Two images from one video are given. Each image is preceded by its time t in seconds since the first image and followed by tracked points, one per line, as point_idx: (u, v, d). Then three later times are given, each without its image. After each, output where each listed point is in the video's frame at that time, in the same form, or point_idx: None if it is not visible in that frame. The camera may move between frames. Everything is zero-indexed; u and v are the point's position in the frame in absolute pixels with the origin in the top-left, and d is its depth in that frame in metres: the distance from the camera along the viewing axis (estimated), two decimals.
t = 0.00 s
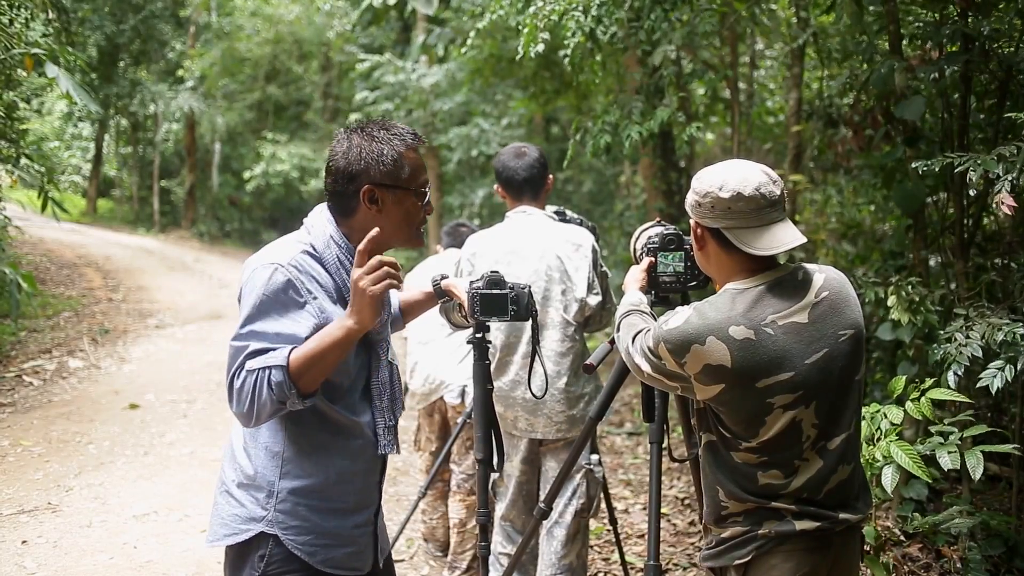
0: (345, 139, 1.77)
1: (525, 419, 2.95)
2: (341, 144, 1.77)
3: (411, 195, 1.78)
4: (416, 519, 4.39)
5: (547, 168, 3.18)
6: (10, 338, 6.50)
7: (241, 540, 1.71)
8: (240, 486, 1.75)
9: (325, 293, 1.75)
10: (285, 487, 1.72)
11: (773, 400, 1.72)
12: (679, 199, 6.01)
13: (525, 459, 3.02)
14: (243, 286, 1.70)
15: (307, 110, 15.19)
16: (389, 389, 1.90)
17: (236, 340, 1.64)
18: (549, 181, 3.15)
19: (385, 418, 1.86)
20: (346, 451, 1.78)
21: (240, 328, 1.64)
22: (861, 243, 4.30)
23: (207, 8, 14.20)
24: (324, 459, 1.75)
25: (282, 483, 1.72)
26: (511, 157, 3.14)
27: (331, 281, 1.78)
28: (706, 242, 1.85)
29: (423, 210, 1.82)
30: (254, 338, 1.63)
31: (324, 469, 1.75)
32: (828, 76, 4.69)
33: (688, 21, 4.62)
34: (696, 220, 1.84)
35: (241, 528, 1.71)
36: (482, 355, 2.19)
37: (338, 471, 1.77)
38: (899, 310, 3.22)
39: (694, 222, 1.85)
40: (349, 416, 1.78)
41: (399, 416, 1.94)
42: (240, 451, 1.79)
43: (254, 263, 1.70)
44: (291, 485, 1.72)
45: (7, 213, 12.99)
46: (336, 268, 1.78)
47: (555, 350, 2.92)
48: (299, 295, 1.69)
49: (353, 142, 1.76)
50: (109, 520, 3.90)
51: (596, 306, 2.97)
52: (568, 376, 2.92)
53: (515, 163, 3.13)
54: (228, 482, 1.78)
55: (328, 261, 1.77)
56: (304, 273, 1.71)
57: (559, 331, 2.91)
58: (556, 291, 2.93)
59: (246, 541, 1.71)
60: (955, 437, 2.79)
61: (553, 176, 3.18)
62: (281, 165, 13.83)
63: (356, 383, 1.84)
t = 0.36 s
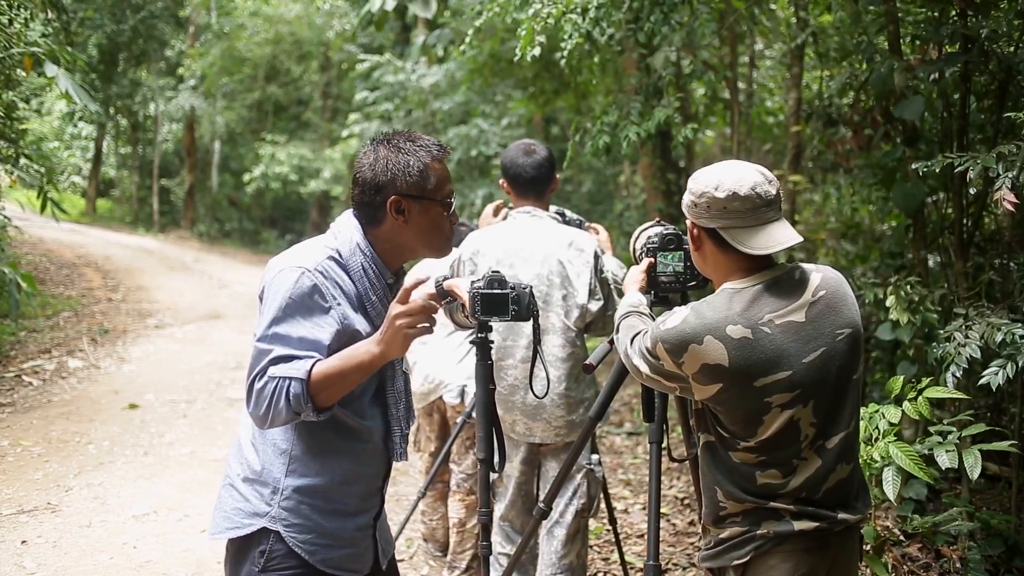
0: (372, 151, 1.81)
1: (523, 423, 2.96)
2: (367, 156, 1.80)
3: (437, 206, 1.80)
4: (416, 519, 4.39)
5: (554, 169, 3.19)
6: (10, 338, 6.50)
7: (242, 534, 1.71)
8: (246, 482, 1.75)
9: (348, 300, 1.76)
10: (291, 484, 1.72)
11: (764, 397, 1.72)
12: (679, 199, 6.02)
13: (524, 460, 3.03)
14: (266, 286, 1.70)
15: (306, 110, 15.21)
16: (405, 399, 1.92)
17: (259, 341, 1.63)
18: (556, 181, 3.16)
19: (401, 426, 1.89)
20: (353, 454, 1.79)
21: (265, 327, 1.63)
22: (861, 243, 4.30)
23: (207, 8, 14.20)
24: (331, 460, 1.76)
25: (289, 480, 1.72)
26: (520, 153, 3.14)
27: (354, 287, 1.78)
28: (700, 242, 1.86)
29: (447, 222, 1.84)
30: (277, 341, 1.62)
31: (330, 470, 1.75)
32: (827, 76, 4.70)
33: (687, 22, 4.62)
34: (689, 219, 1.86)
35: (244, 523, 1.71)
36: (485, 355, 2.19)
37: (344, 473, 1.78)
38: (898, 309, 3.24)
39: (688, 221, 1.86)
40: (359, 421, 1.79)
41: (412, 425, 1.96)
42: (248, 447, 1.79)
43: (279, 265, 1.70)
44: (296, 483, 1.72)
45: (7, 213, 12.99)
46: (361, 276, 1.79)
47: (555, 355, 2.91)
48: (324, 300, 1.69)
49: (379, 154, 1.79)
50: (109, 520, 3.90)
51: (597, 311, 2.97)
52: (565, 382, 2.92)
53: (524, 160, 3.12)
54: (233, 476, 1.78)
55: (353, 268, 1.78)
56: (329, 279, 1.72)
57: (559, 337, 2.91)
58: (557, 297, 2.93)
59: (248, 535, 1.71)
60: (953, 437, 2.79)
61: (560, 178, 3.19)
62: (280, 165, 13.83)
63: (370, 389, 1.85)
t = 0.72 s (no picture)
0: (384, 156, 1.81)
1: (521, 424, 2.97)
2: (380, 160, 1.80)
3: (448, 211, 1.81)
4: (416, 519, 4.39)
5: (555, 168, 3.17)
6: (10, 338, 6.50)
7: (246, 532, 1.71)
8: (251, 480, 1.75)
9: (358, 304, 1.75)
10: (296, 484, 1.72)
11: (761, 398, 1.72)
12: (679, 198, 6.03)
13: (524, 461, 3.03)
14: (277, 287, 1.70)
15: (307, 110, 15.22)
16: (412, 402, 1.92)
17: (269, 342, 1.63)
18: (558, 180, 3.15)
19: (407, 429, 1.90)
20: (358, 456, 1.79)
21: (275, 329, 1.63)
22: (861, 243, 4.30)
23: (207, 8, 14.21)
24: (336, 461, 1.76)
25: (293, 480, 1.72)
26: (521, 151, 3.12)
27: (364, 291, 1.77)
28: (705, 238, 1.84)
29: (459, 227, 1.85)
30: (286, 344, 1.62)
31: (334, 470, 1.75)
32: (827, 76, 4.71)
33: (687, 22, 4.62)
34: (696, 214, 1.83)
35: (249, 521, 1.71)
36: (490, 355, 2.19)
37: (349, 474, 1.77)
38: (899, 312, 3.26)
39: (694, 215, 1.83)
40: (364, 423, 1.79)
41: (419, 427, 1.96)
42: (254, 446, 1.79)
43: (291, 268, 1.70)
44: (301, 484, 1.72)
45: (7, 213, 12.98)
46: (371, 280, 1.78)
47: (554, 356, 2.91)
48: (335, 304, 1.69)
49: (392, 158, 1.80)
50: (109, 520, 3.90)
51: (595, 314, 2.95)
52: (563, 383, 2.92)
53: (525, 158, 3.11)
54: (238, 475, 1.78)
55: (363, 272, 1.77)
56: (340, 283, 1.71)
57: (558, 338, 2.90)
58: (556, 298, 2.93)
59: (251, 534, 1.71)
60: (954, 437, 2.79)
61: (560, 177, 3.17)
62: (280, 165, 13.83)
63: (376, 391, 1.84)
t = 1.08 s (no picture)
0: (387, 156, 1.82)
1: (520, 425, 2.96)
2: (382, 161, 1.81)
3: (451, 211, 1.80)
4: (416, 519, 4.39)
5: (555, 168, 3.17)
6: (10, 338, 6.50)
7: (248, 532, 1.71)
8: (254, 480, 1.75)
9: (361, 305, 1.75)
10: (298, 484, 1.72)
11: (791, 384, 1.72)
12: (679, 199, 6.04)
13: (523, 461, 3.03)
14: (280, 289, 1.69)
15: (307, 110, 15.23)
16: (415, 402, 1.92)
17: (273, 346, 1.63)
18: (558, 180, 3.15)
19: (410, 430, 1.89)
20: (360, 456, 1.79)
21: (278, 333, 1.63)
22: (861, 243, 4.30)
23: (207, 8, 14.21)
24: (339, 461, 1.75)
25: (296, 480, 1.72)
26: (521, 151, 3.13)
27: (367, 291, 1.77)
28: (749, 234, 1.88)
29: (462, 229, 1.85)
30: (289, 347, 1.62)
31: (336, 471, 1.75)
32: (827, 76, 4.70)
33: (688, 21, 4.62)
34: (742, 210, 1.86)
35: (251, 521, 1.71)
36: (490, 355, 2.19)
37: (350, 475, 1.77)
38: (901, 310, 3.24)
39: (740, 211, 1.86)
40: (365, 423, 1.79)
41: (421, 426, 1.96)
42: (256, 446, 1.79)
43: (294, 269, 1.70)
44: (303, 484, 1.72)
45: (7, 213, 12.98)
46: (374, 280, 1.78)
47: (553, 357, 2.91)
48: (338, 305, 1.69)
49: (394, 158, 1.80)
50: (109, 520, 3.90)
51: (594, 315, 2.94)
52: (563, 383, 2.92)
53: (525, 158, 3.12)
54: (241, 475, 1.78)
55: (366, 273, 1.77)
56: (343, 284, 1.71)
57: (556, 339, 2.90)
58: (554, 299, 2.92)
59: (253, 534, 1.71)
60: (953, 437, 2.80)
61: (560, 177, 3.16)
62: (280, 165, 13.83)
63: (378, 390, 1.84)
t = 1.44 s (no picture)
0: (386, 155, 1.82)
1: (519, 425, 2.96)
2: (382, 159, 1.81)
3: (450, 209, 1.80)
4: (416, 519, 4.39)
5: (554, 168, 3.15)
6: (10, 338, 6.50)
7: (249, 532, 1.71)
8: (256, 481, 1.75)
9: (361, 304, 1.75)
10: (301, 485, 1.72)
11: (836, 381, 1.82)
12: (679, 198, 6.06)
13: (523, 462, 3.03)
14: (281, 288, 1.69)
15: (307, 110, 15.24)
16: (414, 400, 1.92)
17: (276, 345, 1.63)
18: (557, 179, 3.14)
19: (409, 429, 1.89)
20: (363, 456, 1.79)
21: (281, 333, 1.63)
22: (861, 243, 4.30)
23: (206, 8, 14.20)
24: (341, 461, 1.76)
25: (298, 480, 1.72)
26: (520, 151, 3.10)
27: (366, 290, 1.77)
28: (763, 231, 1.92)
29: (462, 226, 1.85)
30: (292, 347, 1.62)
31: (340, 471, 1.75)
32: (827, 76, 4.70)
33: (688, 21, 4.63)
34: (757, 207, 1.91)
35: (253, 521, 1.71)
36: (490, 356, 2.19)
37: (353, 474, 1.77)
38: (899, 307, 3.24)
39: (756, 208, 1.91)
40: (369, 423, 1.79)
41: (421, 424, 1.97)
42: (257, 446, 1.79)
43: (295, 269, 1.70)
44: (306, 484, 1.72)
45: (7, 213, 12.98)
46: (373, 279, 1.78)
47: (552, 357, 2.90)
48: (338, 304, 1.69)
49: (393, 157, 1.80)
50: (109, 520, 3.90)
51: (593, 315, 2.94)
52: (561, 384, 2.92)
53: (524, 158, 3.09)
54: (242, 475, 1.78)
55: (366, 272, 1.77)
56: (343, 282, 1.71)
57: (555, 339, 2.90)
58: (553, 299, 2.92)
59: (254, 534, 1.71)
60: (953, 438, 2.79)
61: (560, 176, 3.16)
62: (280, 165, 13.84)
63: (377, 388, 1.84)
